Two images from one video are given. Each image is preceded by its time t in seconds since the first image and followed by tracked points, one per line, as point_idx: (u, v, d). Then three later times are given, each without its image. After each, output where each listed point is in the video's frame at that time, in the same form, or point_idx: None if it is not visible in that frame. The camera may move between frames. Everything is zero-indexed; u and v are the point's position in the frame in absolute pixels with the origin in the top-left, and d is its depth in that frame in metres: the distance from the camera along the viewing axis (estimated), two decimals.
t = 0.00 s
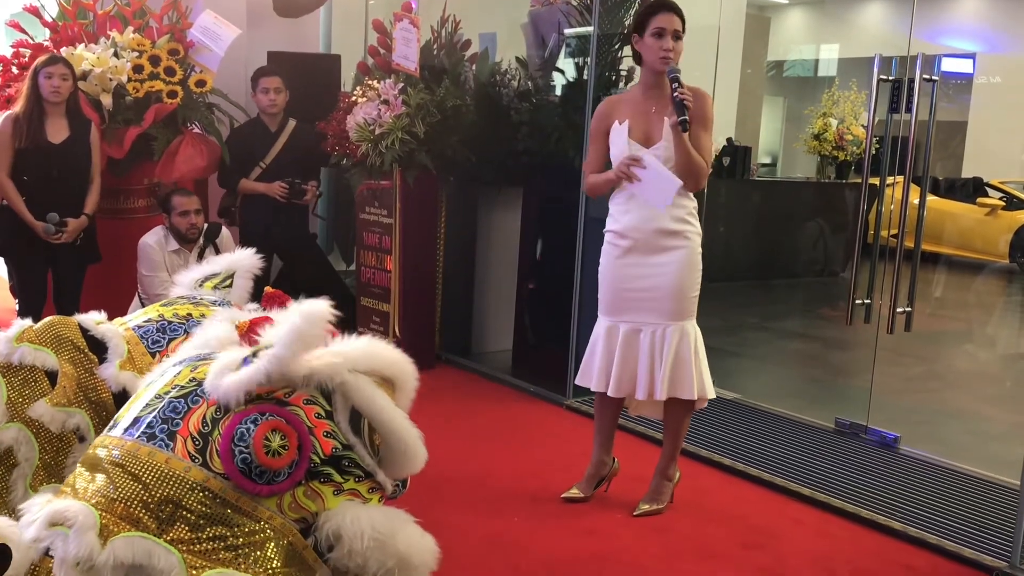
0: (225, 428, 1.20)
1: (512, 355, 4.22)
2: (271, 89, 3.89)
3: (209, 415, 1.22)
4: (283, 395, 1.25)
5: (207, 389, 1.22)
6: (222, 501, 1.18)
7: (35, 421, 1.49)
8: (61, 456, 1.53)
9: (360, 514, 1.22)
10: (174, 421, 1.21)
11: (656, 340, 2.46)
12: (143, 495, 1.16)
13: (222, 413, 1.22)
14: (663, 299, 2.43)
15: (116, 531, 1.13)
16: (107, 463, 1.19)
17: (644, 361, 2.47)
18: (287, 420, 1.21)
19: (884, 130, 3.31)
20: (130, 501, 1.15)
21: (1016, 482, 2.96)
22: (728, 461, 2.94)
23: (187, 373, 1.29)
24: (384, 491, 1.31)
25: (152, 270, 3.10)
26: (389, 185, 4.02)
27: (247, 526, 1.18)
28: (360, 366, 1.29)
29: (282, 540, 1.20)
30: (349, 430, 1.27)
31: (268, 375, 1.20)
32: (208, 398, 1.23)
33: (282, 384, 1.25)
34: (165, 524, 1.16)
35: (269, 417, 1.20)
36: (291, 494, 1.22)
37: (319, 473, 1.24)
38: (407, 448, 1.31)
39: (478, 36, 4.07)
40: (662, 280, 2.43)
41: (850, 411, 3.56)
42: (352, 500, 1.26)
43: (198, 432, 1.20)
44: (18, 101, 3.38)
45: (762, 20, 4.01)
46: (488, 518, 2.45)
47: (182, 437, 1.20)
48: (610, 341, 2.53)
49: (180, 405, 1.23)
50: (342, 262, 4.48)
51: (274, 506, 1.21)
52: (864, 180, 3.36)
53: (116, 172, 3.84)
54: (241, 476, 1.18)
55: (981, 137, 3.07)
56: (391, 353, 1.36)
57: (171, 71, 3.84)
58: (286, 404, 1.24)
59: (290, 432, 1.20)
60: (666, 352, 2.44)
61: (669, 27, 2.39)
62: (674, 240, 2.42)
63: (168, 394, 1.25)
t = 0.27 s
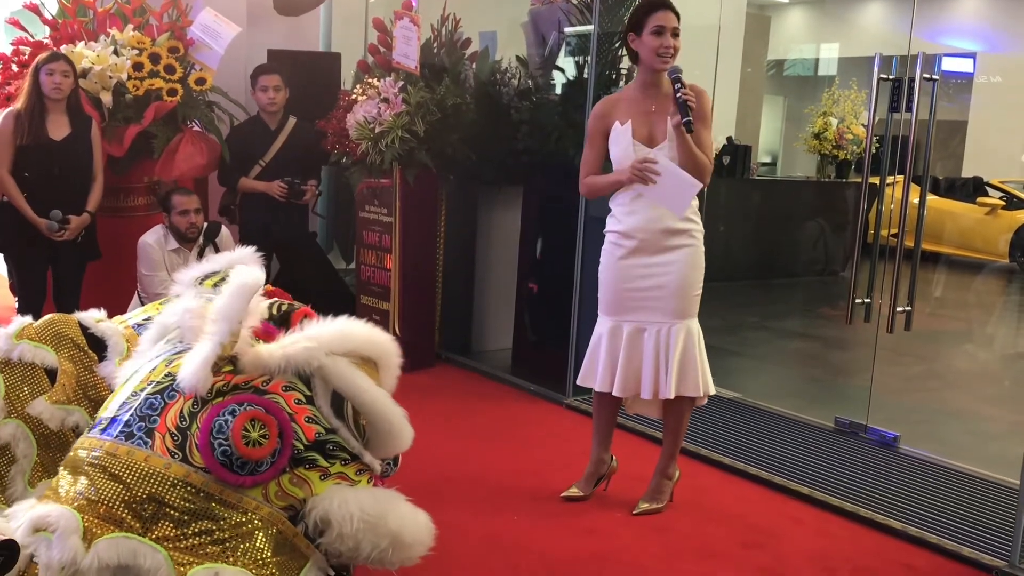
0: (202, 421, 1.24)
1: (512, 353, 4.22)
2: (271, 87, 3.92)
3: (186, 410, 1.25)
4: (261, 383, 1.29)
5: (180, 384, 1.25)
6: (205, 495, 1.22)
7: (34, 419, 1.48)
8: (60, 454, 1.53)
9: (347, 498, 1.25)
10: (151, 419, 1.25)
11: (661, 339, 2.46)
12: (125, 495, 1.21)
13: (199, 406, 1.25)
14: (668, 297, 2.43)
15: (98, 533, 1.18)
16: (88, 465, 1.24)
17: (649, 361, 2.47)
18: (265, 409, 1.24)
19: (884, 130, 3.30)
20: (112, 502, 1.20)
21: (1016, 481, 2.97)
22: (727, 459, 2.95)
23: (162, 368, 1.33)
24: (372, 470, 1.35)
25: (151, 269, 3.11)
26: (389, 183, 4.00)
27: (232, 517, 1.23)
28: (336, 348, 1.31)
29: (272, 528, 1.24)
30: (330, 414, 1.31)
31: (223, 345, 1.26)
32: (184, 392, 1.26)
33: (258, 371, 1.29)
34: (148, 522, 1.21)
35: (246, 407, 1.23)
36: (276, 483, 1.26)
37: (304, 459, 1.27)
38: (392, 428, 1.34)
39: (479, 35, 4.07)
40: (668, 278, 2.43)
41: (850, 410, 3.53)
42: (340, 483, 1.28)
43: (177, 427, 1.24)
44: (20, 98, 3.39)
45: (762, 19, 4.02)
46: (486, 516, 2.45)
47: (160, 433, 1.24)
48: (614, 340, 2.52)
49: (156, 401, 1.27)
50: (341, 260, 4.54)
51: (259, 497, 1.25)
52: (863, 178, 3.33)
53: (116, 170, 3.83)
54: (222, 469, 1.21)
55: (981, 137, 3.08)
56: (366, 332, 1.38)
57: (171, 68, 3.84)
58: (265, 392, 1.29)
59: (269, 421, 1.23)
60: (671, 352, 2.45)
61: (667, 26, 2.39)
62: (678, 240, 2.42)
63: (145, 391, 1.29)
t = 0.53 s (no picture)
0: (185, 420, 1.27)
1: (510, 354, 4.23)
2: (271, 88, 3.91)
3: (169, 408, 1.29)
4: (245, 378, 1.33)
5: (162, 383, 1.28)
6: (192, 493, 1.26)
7: (34, 420, 1.48)
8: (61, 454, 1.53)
9: (336, 491, 1.30)
10: (134, 419, 1.28)
11: (658, 339, 2.46)
12: (111, 497, 1.23)
13: (182, 404, 1.29)
14: (665, 297, 2.43)
15: (85, 537, 1.21)
16: (74, 468, 1.27)
17: (647, 362, 2.47)
18: (250, 405, 1.28)
19: (882, 132, 3.32)
20: (99, 504, 1.23)
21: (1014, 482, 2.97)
22: (726, 461, 2.94)
23: (144, 368, 1.35)
24: (362, 462, 1.39)
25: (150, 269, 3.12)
26: (388, 184, 4.01)
27: (221, 513, 1.27)
28: (318, 341, 1.35)
29: (261, 523, 1.29)
30: (317, 406, 1.35)
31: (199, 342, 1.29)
32: (166, 391, 1.30)
33: (241, 367, 1.33)
34: (134, 524, 1.24)
35: (230, 404, 1.27)
36: (263, 478, 1.30)
37: (291, 453, 1.31)
38: (378, 419, 1.38)
39: (477, 36, 4.06)
40: (667, 277, 2.43)
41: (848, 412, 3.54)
42: (329, 476, 1.33)
43: (160, 426, 1.28)
44: (19, 98, 3.39)
45: (761, 21, 4.03)
46: (484, 517, 2.45)
47: (144, 433, 1.27)
48: (611, 340, 2.52)
49: (139, 402, 1.30)
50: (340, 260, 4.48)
51: (248, 493, 1.30)
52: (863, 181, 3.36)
53: (115, 171, 3.84)
54: (208, 466, 1.26)
55: (979, 138, 3.09)
56: (350, 324, 1.42)
57: (170, 69, 3.84)
58: (250, 387, 1.32)
59: (253, 416, 1.27)
60: (669, 352, 2.45)
61: (664, 26, 2.40)
62: (676, 241, 2.43)
63: (128, 391, 1.32)
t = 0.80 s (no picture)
0: (189, 423, 1.26)
1: (508, 358, 4.23)
2: (268, 92, 3.91)
3: (172, 412, 1.28)
4: (248, 383, 1.32)
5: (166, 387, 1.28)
6: (194, 497, 1.24)
7: (33, 425, 1.48)
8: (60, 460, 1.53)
9: (336, 497, 1.27)
10: (136, 422, 1.27)
11: (653, 343, 2.47)
12: (113, 499, 1.21)
13: (186, 408, 1.28)
14: (660, 301, 2.43)
15: (85, 538, 1.18)
16: (75, 471, 1.25)
17: (641, 363, 2.48)
18: (252, 410, 1.27)
19: (880, 135, 3.34)
20: (99, 507, 1.21)
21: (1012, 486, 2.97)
22: (724, 465, 2.94)
23: (148, 372, 1.35)
24: (363, 470, 1.36)
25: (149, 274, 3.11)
26: (386, 188, 4.01)
27: (222, 518, 1.25)
28: (321, 348, 1.35)
29: (261, 529, 1.26)
30: (318, 413, 1.34)
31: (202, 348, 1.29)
32: (170, 395, 1.29)
33: (244, 372, 1.32)
34: (136, 526, 1.22)
35: (233, 408, 1.26)
36: (265, 484, 1.28)
37: (292, 460, 1.29)
38: (379, 426, 1.37)
39: (475, 40, 4.06)
40: (660, 281, 2.43)
41: (845, 416, 3.55)
42: (330, 482, 1.30)
43: (163, 430, 1.26)
44: (18, 102, 3.39)
45: (759, 25, 4.04)
46: (483, 521, 2.45)
47: (147, 436, 1.26)
48: (607, 342, 2.54)
49: (143, 405, 1.29)
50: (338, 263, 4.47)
51: (249, 498, 1.27)
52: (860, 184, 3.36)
53: (113, 174, 3.80)
54: (210, 469, 1.24)
55: (975, 143, 3.09)
56: (353, 332, 1.41)
57: (169, 73, 3.84)
58: (252, 393, 1.31)
59: (255, 421, 1.26)
60: (663, 354, 2.45)
61: (656, 34, 2.40)
62: (670, 243, 2.43)
63: (132, 395, 1.31)
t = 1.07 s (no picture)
0: (207, 431, 1.23)
1: (506, 361, 4.23)
2: (265, 97, 3.90)
3: (191, 420, 1.25)
4: (266, 398, 1.29)
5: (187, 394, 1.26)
6: (207, 505, 1.22)
7: (31, 431, 1.50)
8: (58, 464, 1.54)
9: (346, 515, 1.24)
10: (156, 427, 1.25)
11: (649, 347, 2.47)
12: (127, 502, 1.20)
13: (205, 417, 1.25)
14: (655, 305, 2.44)
15: (98, 539, 1.17)
16: (91, 471, 1.24)
17: (636, 367, 2.48)
18: (270, 423, 1.24)
19: (877, 139, 3.37)
20: (113, 509, 1.19)
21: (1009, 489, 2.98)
22: (722, 469, 2.94)
23: (169, 379, 1.33)
24: (371, 491, 1.34)
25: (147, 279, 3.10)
26: (384, 192, 4.01)
27: (232, 528, 1.22)
28: (341, 367, 1.32)
29: (270, 542, 1.23)
30: (334, 431, 1.30)
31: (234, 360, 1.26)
32: (190, 403, 1.27)
33: (264, 386, 1.29)
34: (148, 531, 1.19)
35: (251, 420, 1.23)
36: (276, 497, 1.25)
37: (304, 475, 1.27)
38: (393, 447, 1.34)
39: (473, 44, 4.08)
40: (652, 287, 2.44)
41: (843, 420, 3.58)
42: (339, 501, 1.28)
43: (181, 436, 1.24)
44: (17, 106, 3.40)
45: (757, 29, 4.06)
46: (483, 525, 2.45)
47: (165, 442, 1.24)
48: (605, 345, 2.56)
49: (162, 411, 1.27)
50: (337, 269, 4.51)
51: (260, 510, 1.24)
52: (858, 188, 3.40)
53: (112, 179, 3.83)
54: (224, 479, 1.21)
55: (973, 147, 3.11)
56: (371, 353, 1.39)
57: (168, 78, 3.85)
58: (270, 407, 1.29)
59: (272, 434, 1.23)
60: (658, 357, 2.45)
61: (647, 46, 2.38)
62: (664, 247, 2.43)
63: (151, 401, 1.29)
